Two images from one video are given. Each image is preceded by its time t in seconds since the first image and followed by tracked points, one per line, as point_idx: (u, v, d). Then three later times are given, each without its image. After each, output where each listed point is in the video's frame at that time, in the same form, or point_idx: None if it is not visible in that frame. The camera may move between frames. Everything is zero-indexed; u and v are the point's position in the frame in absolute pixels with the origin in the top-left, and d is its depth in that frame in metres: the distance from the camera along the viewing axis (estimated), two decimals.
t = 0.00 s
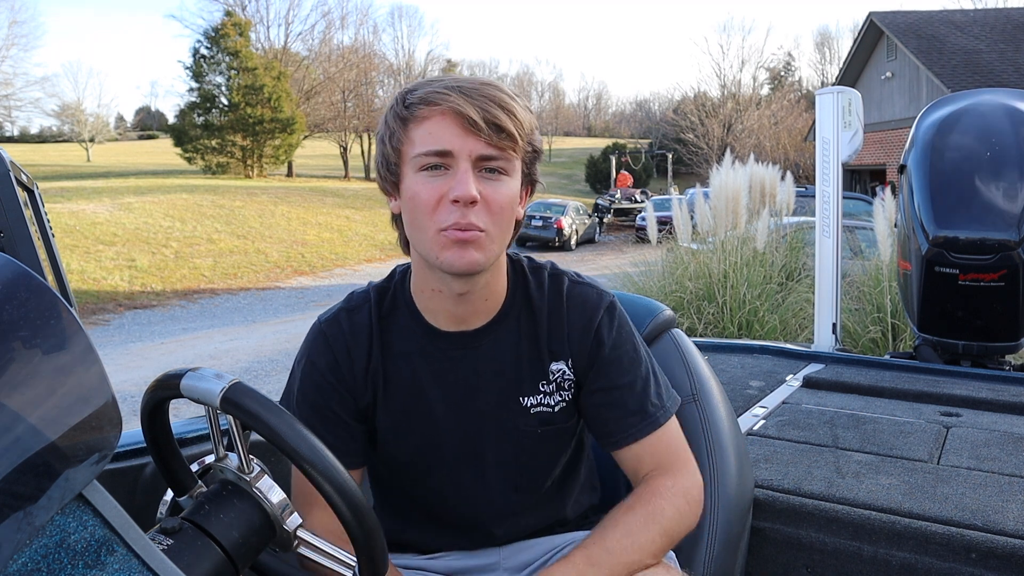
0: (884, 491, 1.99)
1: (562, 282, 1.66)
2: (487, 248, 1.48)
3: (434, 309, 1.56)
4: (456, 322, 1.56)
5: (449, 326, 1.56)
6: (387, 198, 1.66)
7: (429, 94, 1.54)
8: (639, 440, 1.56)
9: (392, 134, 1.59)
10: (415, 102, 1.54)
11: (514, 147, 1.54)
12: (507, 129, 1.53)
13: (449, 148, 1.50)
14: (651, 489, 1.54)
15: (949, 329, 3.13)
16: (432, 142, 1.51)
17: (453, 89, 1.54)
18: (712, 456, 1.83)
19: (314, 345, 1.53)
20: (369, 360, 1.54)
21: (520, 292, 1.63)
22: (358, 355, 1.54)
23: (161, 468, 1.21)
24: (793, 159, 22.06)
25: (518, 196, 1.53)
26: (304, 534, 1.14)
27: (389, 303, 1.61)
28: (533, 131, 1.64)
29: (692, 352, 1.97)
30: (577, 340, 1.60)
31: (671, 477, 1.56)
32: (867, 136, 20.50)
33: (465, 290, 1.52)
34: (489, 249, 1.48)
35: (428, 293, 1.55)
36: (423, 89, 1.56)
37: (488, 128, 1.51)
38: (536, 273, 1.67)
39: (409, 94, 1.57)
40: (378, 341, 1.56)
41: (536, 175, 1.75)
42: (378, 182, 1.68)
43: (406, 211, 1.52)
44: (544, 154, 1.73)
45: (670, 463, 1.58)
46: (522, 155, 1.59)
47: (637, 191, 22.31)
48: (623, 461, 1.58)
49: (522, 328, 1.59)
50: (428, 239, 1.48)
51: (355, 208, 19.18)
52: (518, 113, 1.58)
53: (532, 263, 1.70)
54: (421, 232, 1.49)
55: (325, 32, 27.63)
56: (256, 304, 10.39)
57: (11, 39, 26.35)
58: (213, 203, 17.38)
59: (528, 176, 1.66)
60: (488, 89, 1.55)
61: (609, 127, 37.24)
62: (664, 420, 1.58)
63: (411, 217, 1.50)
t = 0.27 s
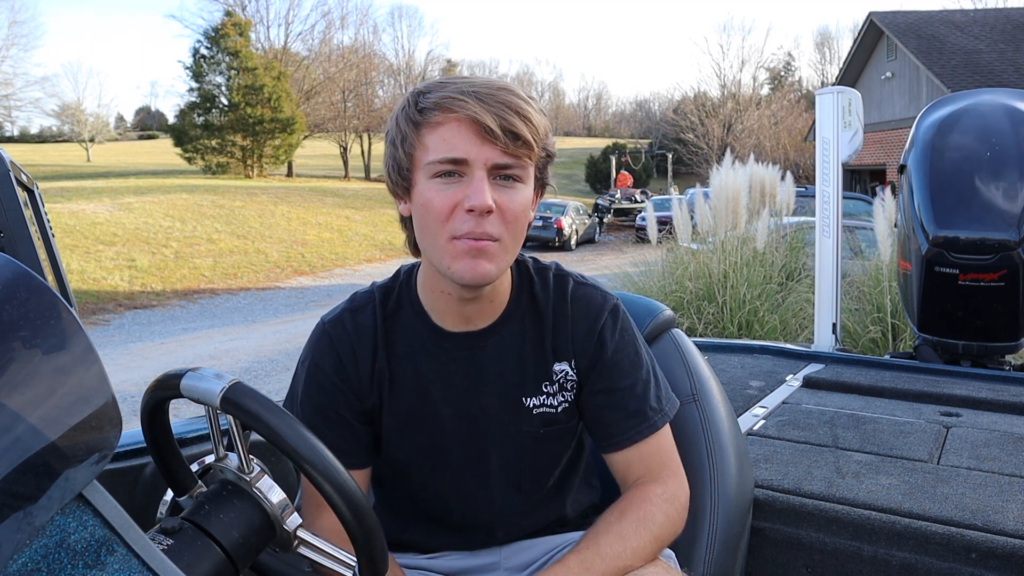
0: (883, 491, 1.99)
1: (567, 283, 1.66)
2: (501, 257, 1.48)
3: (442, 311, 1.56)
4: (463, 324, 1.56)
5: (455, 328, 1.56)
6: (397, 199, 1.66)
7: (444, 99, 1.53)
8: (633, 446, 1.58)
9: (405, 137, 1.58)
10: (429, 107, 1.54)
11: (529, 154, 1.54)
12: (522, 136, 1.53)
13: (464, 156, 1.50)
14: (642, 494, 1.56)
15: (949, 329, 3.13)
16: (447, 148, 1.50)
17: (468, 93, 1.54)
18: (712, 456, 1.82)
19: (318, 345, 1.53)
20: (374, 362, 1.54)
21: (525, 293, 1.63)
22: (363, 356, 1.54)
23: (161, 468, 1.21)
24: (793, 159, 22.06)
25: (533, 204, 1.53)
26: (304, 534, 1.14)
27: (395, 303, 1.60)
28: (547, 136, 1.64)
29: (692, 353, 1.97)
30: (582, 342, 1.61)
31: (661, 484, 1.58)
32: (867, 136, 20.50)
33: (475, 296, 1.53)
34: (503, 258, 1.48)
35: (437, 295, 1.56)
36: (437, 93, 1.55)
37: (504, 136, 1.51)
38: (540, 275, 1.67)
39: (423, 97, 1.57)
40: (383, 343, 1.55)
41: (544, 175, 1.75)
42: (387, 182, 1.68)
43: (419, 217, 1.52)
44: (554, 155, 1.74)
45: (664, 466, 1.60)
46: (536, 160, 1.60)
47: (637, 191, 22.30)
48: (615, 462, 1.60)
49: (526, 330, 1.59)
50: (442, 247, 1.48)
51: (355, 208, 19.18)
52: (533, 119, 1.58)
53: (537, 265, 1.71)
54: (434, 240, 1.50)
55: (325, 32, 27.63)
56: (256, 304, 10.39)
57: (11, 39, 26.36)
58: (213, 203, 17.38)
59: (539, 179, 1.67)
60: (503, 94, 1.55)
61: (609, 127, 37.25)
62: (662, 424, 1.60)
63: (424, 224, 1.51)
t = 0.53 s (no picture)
0: (884, 492, 1.99)
1: (568, 283, 1.66)
2: (504, 262, 1.49)
3: (443, 312, 1.56)
4: (463, 325, 1.56)
5: (456, 328, 1.56)
6: (397, 200, 1.66)
7: (446, 103, 1.52)
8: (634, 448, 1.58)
9: (404, 140, 1.57)
10: (430, 110, 1.53)
11: (531, 157, 1.54)
12: (524, 139, 1.53)
13: (467, 160, 1.49)
14: (643, 494, 1.56)
15: (949, 329, 3.13)
16: (449, 153, 1.50)
17: (469, 96, 1.53)
18: (711, 456, 1.82)
19: (318, 346, 1.53)
20: (374, 362, 1.54)
21: (527, 293, 1.63)
22: (363, 357, 1.54)
23: (161, 467, 1.21)
24: (793, 159, 22.07)
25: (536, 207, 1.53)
26: (304, 534, 1.14)
27: (394, 303, 1.60)
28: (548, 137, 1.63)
29: (692, 352, 1.97)
30: (583, 344, 1.61)
31: (662, 484, 1.58)
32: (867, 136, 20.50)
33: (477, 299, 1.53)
34: (506, 263, 1.49)
35: (437, 296, 1.56)
36: (437, 96, 1.54)
37: (506, 139, 1.50)
38: (542, 275, 1.67)
39: (423, 99, 1.56)
40: (383, 342, 1.55)
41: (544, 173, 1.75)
42: (386, 182, 1.67)
43: (421, 221, 1.52)
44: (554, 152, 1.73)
45: (663, 466, 1.60)
46: (537, 161, 1.59)
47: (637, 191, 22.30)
48: (615, 463, 1.61)
49: (527, 332, 1.59)
50: (444, 252, 1.49)
51: (355, 207, 19.18)
52: (535, 120, 1.58)
53: (538, 264, 1.70)
54: (436, 245, 1.50)
55: (325, 32, 27.63)
56: (256, 304, 10.39)
57: (11, 39, 26.35)
58: (213, 203, 17.38)
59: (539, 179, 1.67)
60: (504, 96, 1.54)
61: (609, 127, 37.26)
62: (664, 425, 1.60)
63: (426, 228, 1.51)
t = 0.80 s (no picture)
0: (884, 491, 1.99)
1: (570, 283, 1.66)
2: (501, 254, 1.49)
3: (441, 312, 1.56)
4: (463, 324, 1.56)
5: (455, 328, 1.56)
6: (394, 198, 1.66)
7: (441, 96, 1.53)
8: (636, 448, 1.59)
9: (401, 136, 1.58)
10: (425, 105, 1.54)
11: (527, 149, 1.54)
12: (519, 131, 1.53)
13: (464, 152, 1.49)
14: (644, 495, 1.57)
15: (949, 329, 3.13)
16: (445, 145, 1.50)
17: (464, 90, 1.53)
18: (712, 457, 1.83)
19: (316, 348, 1.53)
20: (373, 363, 1.54)
21: (528, 294, 1.63)
22: (361, 357, 1.54)
23: (161, 468, 1.21)
24: (793, 159, 22.07)
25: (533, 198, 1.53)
26: (304, 534, 1.14)
27: (393, 304, 1.61)
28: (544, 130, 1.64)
29: (692, 353, 1.97)
30: (585, 345, 1.61)
31: (662, 484, 1.59)
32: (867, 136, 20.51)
33: (475, 294, 1.53)
34: (504, 254, 1.49)
35: (436, 296, 1.56)
36: (433, 91, 1.55)
37: (502, 131, 1.51)
38: (543, 276, 1.67)
39: (418, 94, 1.56)
40: (381, 341, 1.55)
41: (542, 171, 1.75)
42: (382, 180, 1.67)
43: (418, 215, 1.52)
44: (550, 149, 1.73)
45: (662, 467, 1.61)
46: (533, 154, 1.59)
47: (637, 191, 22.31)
48: (616, 464, 1.62)
49: (528, 332, 1.59)
50: (443, 244, 1.48)
51: (355, 207, 19.18)
52: (530, 113, 1.58)
53: (539, 266, 1.71)
54: (434, 237, 1.50)
55: (325, 32, 27.64)
56: (256, 304, 10.39)
57: (11, 39, 26.33)
58: (213, 203, 17.38)
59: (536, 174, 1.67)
60: (499, 89, 1.55)
61: (609, 127, 37.26)
62: (666, 427, 1.62)
63: (423, 222, 1.51)
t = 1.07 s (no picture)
0: (883, 491, 1.99)
1: (571, 282, 1.66)
2: (507, 254, 1.49)
3: (442, 310, 1.56)
4: (463, 322, 1.56)
5: (455, 326, 1.56)
6: (396, 196, 1.66)
7: (446, 95, 1.52)
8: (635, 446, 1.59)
9: (405, 135, 1.57)
10: (430, 104, 1.53)
11: (531, 148, 1.55)
12: (524, 130, 1.53)
13: (470, 152, 1.49)
14: (642, 495, 1.57)
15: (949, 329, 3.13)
16: (451, 145, 1.50)
17: (469, 89, 1.53)
18: (711, 456, 1.83)
19: (315, 347, 1.53)
20: (373, 362, 1.54)
21: (528, 292, 1.63)
22: (361, 356, 1.54)
23: (161, 468, 1.21)
24: (793, 159, 22.08)
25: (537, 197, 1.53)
26: (304, 533, 1.13)
27: (393, 303, 1.61)
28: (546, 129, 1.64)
29: (692, 352, 1.96)
30: (586, 344, 1.61)
31: (660, 484, 1.59)
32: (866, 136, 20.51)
33: (478, 293, 1.54)
34: (510, 254, 1.49)
35: (437, 294, 1.56)
36: (438, 90, 1.55)
37: (508, 130, 1.51)
38: (543, 274, 1.67)
39: (423, 93, 1.56)
40: (381, 340, 1.55)
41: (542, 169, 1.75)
42: (384, 180, 1.67)
43: (423, 214, 1.52)
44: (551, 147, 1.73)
45: (661, 467, 1.61)
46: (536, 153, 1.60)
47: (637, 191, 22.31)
48: (616, 464, 1.62)
49: (528, 330, 1.60)
50: (449, 244, 1.49)
51: (355, 207, 19.18)
52: (534, 112, 1.58)
53: (539, 264, 1.70)
54: (439, 237, 1.50)
55: (325, 32, 27.65)
56: (256, 304, 10.39)
57: (11, 39, 26.33)
58: (213, 203, 17.38)
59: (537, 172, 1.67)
60: (503, 88, 1.55)
61: (609, 127, 37.27)
62: (666, 426, 1.62)
63: (429, 221, 1.51)
